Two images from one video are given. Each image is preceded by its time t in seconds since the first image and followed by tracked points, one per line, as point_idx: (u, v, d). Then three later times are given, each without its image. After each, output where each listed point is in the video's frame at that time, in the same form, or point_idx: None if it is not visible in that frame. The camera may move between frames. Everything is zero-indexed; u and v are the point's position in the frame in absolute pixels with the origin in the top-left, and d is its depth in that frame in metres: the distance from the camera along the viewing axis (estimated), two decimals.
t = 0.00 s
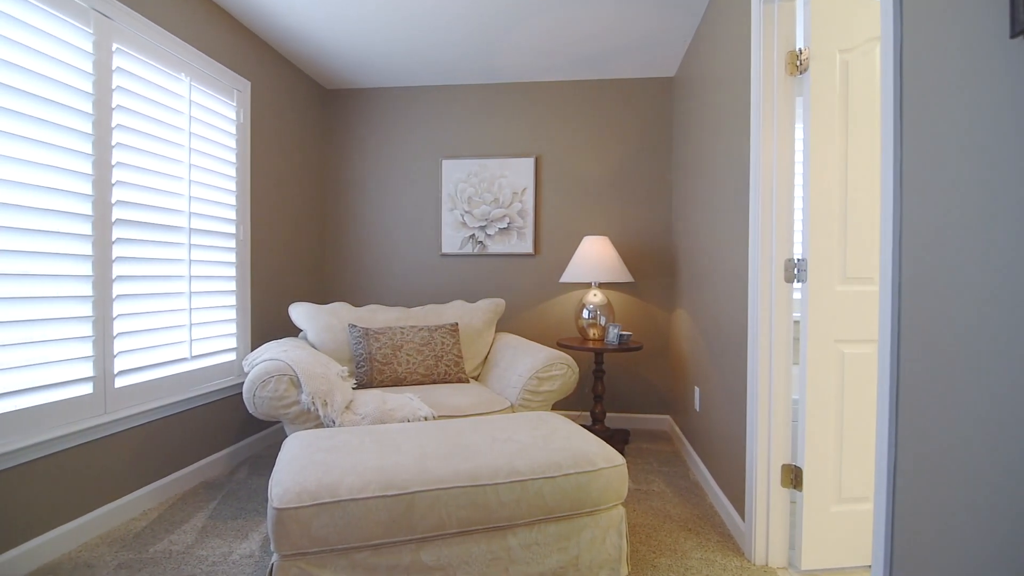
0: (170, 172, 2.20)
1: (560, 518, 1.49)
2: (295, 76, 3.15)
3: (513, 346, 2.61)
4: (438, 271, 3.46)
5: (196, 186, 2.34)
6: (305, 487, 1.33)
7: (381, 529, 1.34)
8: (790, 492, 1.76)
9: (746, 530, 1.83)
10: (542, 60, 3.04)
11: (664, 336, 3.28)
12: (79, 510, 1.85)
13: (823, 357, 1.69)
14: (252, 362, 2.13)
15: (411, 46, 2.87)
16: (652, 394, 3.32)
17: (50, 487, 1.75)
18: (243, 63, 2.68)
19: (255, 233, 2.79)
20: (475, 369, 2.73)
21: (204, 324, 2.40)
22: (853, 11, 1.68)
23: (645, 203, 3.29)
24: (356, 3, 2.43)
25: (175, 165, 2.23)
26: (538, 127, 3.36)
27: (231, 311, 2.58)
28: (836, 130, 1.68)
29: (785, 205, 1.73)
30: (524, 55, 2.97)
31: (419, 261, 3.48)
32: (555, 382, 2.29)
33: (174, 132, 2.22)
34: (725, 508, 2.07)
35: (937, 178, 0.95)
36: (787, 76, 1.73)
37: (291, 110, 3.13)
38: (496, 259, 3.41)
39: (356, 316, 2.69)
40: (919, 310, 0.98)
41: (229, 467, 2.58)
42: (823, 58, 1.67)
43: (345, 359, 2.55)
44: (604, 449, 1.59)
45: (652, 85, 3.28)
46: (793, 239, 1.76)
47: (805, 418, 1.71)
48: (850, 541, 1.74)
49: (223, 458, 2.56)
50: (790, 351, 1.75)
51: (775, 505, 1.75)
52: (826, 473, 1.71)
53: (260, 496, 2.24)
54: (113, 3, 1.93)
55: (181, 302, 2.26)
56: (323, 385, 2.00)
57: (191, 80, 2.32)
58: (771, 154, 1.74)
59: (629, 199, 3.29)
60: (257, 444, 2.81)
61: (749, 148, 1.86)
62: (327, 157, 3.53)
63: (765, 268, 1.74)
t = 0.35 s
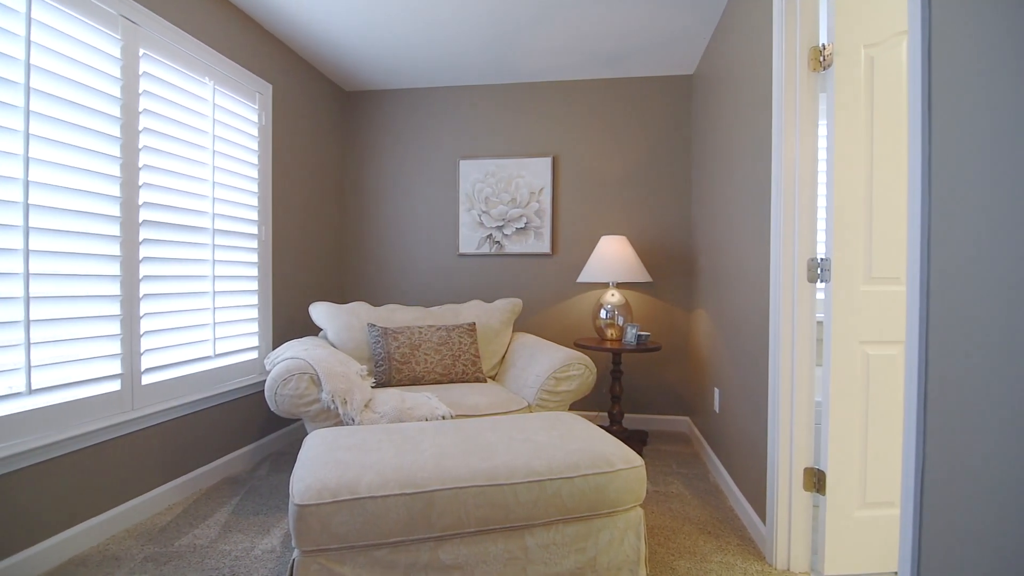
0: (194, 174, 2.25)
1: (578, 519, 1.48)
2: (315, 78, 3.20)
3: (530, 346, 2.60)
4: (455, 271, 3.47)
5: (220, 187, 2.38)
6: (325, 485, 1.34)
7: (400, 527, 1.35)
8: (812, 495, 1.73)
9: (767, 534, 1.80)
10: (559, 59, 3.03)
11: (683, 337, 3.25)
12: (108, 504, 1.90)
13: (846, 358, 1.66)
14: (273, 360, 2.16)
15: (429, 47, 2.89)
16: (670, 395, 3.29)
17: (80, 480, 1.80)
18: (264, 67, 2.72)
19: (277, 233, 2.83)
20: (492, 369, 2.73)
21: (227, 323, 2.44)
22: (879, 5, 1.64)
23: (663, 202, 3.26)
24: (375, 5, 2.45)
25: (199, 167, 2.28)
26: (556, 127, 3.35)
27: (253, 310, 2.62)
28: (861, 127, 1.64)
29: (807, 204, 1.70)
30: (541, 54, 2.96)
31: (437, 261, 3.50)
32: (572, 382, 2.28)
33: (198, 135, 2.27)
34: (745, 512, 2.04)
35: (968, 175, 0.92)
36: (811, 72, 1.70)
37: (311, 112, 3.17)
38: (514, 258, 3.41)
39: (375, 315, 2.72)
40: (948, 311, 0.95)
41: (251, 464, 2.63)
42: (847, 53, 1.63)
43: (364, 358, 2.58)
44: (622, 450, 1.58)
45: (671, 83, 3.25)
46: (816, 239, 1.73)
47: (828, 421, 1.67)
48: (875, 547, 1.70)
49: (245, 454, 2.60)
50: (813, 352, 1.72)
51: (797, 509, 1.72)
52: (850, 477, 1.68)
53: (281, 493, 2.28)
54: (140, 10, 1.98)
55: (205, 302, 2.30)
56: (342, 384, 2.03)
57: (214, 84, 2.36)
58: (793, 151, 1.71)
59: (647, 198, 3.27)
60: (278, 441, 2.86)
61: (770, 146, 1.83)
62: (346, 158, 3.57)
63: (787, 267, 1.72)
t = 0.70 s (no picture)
0: (215, 176, 2.29)
1: (594, 520, 1.48)
2: (333, 80, 3.23)
3: (546, 346, 2.60)
4: (471, 271, 3.49)
5: (240, 189, 2.42)
6: (343, 482, 1.36)
7: (417, 524, 1.36)
8: (834, 500, 1.70)
9: (787, 537, 1.78)
10: (575, 59, 3.02)
11: (701, 337, 3.22)
12: (133, 499, 1.95)
13: (869, 360, 1.62)
14: (293, 359, 2.19)
15: (445, 48, 2.90)
16: (688, 396, 3.25)
17: (106, 475, 1.85)
18: (284, 69, 2.76)
19: (296, 234, 2.87)
20: (508, 368, 2.74)
21: (248, 322, 2.48)
22: None
23: (681, 202, 3.23)
24: (392, 6, 2.47)
25: (220, 169, 2.32)
26: (572, 126, 3.34)
27: (272, 309, 2.67)
28: (884, 124, 1.61)
29: (829, 203, 1.67)
30: (557, 53, 2.95)
31: (454, 261, 3.51)
32: (588, 382, 2.27)
33: (220, 137, 2.31)
34: (764, 515, 2.01)
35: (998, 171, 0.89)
36: (832, 68, 1.67)
37: (330, 114, 3.21)
38: (529, 258, 3.41)
39: (392, 315, 2.74)
40: (977, 313, 0.93)
41: (271, 461, 2.66)
42: (870, 49, 1.60)
43: (381, 357, 2.60)
44: (639, 451, 1.57)
45: (689, 81, 3.21)
46: (838, 237, 1.70)
47: (850, 423, 1.64)
48: (899, 553, 1.66)
49: (265, 452, 2.64)
50: (834, 353, 1.69)
51: (818, 513, 1.69)
52: (872, 481, 1.64)
53: (300, 490, 2.31)
54: (163, 15, 2.03)
55: (226, 301, 2.35)
56: (360, 383, 2.04)
57: (235, 87, 2.40)
58: (814, 150, 1.68)
59: (664, 198, 3.24)
60: (297, 439, 2.89)
61: (790, 144, 1.80)
62: (364, 160, 3.60)
63: (808, 267, 1.69)
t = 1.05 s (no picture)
0: (238, 178, 2.33)
1: (613, 522, 1.47)
2: (352, 82, 3.27)
3: (563, 346, 2.59)
4: (488, 271, 3.50)
5: (263, 191, 2.47)
6: (363, 480, 1.37)
7: (436, 523, 1.37)
8: (858, 504, 1.67)
9: (810, 542, 1.74)
10: (593, 57, 3.01)
11: (721, 338, 3.18)
12: (159, 493, 1.99)
13: (896, 362, 1.58)
14: (313, 358, 2.22)
15: (463, 49, 2.91)
16: (707, 397, 3.22)
17: (134, 470, 1.89)
18: (305, 72, 2.80)
19: (316, 235, 2.91)
20: (525, 368, 2.74)
21: (270, 322, 2.53)
22: None
23: (701, 201, 3.19)
24: (410, 8, 2.49)
25: (243, 172, 2.36)
26: (589, 126, 3.33)
27: (294, 309, 2.71)
28: (911, 120, 1.57)
29: (854, 201, 1.64)
30: (575, 52, 2.94)
31: (471, 261, 3.52)
32: (606, 383, 2.25)
33: (243, 140, 2.35)
34: (786, 519, 1.98)
35: None
36: (857, 63, 1.64)
37: (349, 115, 3.24)
38: (547, 258, 3.40)
39: (411, 314, 2.76)
40: (1009, 312, 0.90)
41: (292, 458, 2.71)
42: (897, 43, 1.56)
43: (400, 356, 2.62)
44: (658, 453, 1.55)
45: (708, 79, 3.18)
46: (863, 236, 1.66)
47: (875, 426, 1.61)
48: (927, 560, 1.62)
49: (287, 449, 2.68)
50: (860, 355, 1.65)
51: (841, 518, 1.66)
52: (899, 485, 1.61)
53: (320, 487, 2.34)
54: (188, 20, 2.07)
55: (249, 301, 2.39)
56: (379, 382, 2.07)
57: (258, 90, 2.44)
58: (838, 147, 1.65)
59: (683, 197, 3.21)
60: (317, 437, 2.94)
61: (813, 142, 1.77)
62: (383, 161, 3.64)
63: (832, 266, 1.66)
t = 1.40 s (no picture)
0: (261, 180, 2.37)
1: (632, 523, 1.46)
2: (372, 84, 3.30)
3: (582, 347, 2.58)
4: (506, 271, 3.50)
5: (285, 192, 2.51)
6: (383, 478, 1.38)
7: (455, 522, 1.37)
8: (885, 509, 1.63)
9: (834, 547, 1.71)
10: (612, 56, 2.99)
11: (742, 339, 3.13)
12: (185, 488, 2.04)
13: (924, 364, 1.54)
14: (334, 357, 2.25)
15: (481, 49, 2.92)
16: (728, 399, 3.18)
17: (161, 465, 1.94)
18: (325, 75, 2.84)
19: (337, 235, 2.95)
20: (543, 368, 2.73)
21: (292, 321, 2.57)
22: None
23: (721, 199, 3.15)
24: (429, 9, 2.50)
25: (266, 174, 2.40)
26: (608, 124, 3.31)
27: (314, 308, 2.75)
28: (941, 115, 1.52)
29: (881, 199, 1.60)
30: (593, 51, 2.93)
31: (489, 261, 3.53)
32: (625, 383, 2.23)
33: (265, 142, 2.39)
34: (810, 523, 1.95)
35: None
36: (884, 58, 1.60)
37: (369, 117, 3.28)
38: (565, 258, 3.39)
39: (429, 314, 2.78)
40: None
41: (313, 455, 2.75)
42: (925, 37, 1.52)
43: (419, 356, 2.64)
44: (678, 454, 1.54)
45: (729, 76, 3.13)
46: (891, 235, 1.63)
47: (903, 430, 1.57)
48: (957, 568, 1.57)
49: (308, 446, 2.72)
50: (887, 356, 1.61)
51: (867, 523, 1.62)
52: (927, 491, 1.57)
53: (340, 484, 2.37)
54: (213, 26, 2.11)
55: (272, 300, 2.43)
56: (399, 380, 2.08)
57: (280, 93, 2.48)
58: (864, 144, 1.61)
59: (703, 196, 3.17)
60: (338, 435, 2.97)
61: (838, 139, 1.73)
62: (401, 161, 3.67)
63: (857, 266, 1.62)
